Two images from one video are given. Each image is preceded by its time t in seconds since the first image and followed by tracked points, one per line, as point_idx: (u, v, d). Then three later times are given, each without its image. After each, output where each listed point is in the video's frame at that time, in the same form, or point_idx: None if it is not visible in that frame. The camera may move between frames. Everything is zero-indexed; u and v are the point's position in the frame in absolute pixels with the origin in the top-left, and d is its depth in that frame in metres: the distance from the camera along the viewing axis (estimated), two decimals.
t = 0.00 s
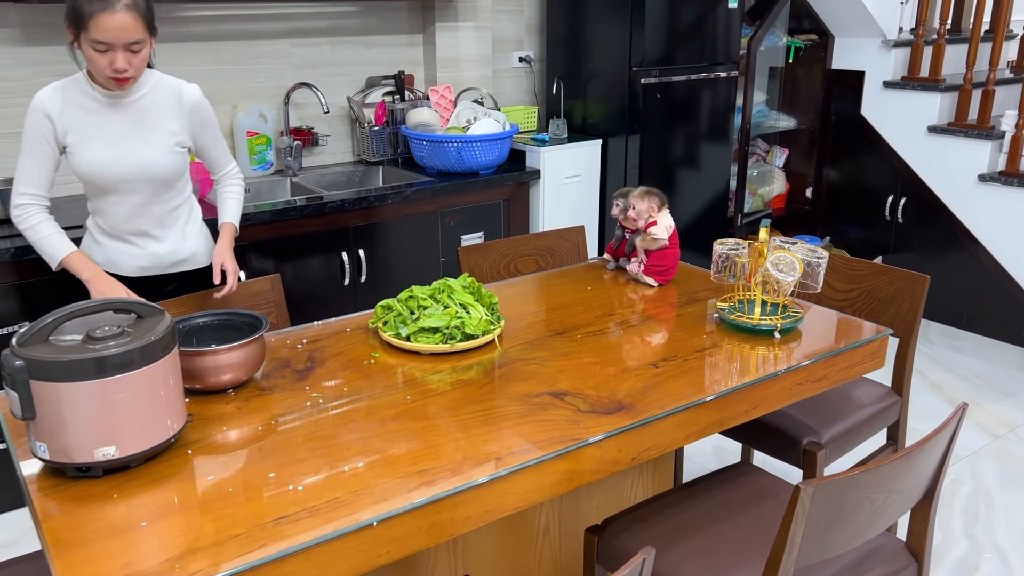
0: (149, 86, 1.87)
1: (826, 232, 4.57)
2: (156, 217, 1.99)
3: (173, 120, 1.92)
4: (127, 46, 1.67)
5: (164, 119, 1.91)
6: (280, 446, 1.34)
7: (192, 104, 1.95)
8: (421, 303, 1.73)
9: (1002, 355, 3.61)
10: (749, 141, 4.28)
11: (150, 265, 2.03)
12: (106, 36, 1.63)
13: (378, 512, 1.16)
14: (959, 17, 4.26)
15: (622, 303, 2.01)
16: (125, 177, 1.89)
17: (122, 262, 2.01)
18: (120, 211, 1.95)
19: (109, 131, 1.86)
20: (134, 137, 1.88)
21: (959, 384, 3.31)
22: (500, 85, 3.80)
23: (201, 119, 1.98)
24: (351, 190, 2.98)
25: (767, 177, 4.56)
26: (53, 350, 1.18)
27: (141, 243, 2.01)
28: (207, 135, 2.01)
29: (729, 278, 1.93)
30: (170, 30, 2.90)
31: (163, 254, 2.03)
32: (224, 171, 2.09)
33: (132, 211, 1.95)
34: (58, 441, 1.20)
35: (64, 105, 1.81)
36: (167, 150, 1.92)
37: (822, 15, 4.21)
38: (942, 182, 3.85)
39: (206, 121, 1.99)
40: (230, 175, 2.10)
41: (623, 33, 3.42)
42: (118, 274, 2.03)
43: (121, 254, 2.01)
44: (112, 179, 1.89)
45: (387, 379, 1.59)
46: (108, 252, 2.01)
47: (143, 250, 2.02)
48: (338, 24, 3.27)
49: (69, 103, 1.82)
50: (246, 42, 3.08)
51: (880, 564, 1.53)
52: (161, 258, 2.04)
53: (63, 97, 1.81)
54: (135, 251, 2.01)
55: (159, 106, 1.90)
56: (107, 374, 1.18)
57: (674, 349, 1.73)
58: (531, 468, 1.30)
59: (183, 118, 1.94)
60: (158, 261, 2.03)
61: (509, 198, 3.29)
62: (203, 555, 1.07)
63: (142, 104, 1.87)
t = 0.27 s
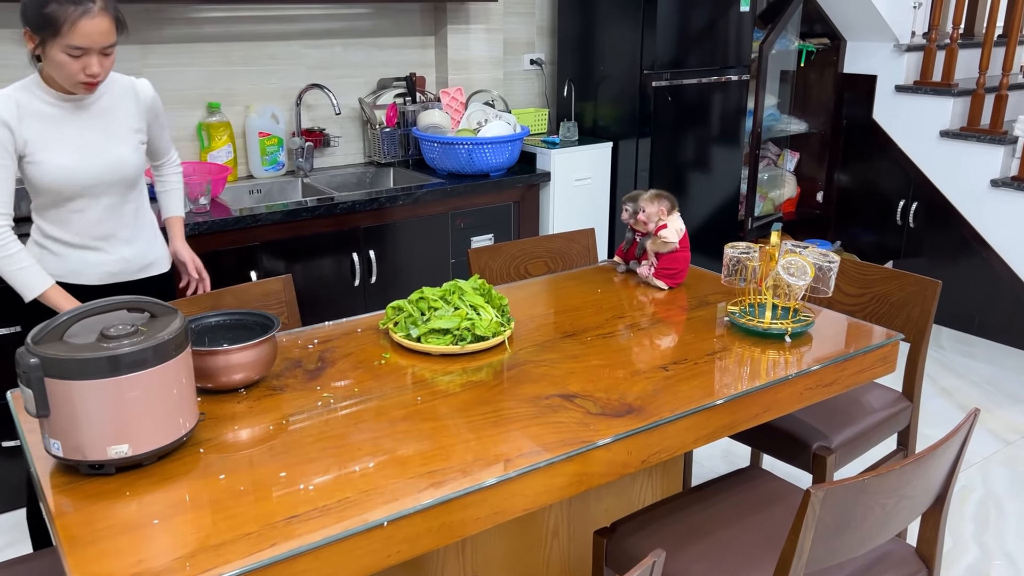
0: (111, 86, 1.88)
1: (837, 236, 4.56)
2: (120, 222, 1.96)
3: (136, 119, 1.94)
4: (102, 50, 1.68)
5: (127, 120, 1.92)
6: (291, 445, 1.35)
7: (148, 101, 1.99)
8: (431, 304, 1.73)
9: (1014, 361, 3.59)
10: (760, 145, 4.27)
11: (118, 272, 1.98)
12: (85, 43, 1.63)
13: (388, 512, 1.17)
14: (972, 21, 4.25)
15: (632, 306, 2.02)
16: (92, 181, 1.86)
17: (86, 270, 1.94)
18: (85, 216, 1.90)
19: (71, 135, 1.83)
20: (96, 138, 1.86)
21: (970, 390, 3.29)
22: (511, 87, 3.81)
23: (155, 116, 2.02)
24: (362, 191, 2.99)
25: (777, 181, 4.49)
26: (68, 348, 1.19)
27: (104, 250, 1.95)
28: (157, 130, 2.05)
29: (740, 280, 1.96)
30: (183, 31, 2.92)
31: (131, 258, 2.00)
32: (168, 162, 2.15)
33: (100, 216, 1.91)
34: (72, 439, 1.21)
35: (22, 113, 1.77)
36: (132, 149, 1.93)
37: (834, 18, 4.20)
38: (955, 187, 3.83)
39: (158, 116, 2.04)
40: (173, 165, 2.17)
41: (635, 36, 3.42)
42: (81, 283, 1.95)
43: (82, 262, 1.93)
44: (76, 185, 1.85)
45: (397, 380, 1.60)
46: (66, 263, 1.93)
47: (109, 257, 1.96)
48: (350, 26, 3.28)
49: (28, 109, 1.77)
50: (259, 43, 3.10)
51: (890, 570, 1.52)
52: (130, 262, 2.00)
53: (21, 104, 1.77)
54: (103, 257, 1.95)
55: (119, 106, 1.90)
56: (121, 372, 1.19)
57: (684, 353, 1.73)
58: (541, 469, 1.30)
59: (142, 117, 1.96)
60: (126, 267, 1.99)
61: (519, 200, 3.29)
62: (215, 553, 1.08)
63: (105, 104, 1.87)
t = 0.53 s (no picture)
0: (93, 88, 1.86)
1: (847, 240, 4.54)
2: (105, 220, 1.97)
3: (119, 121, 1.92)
4: (97, 49, 1.67)
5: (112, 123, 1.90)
6: (301, 445, 1.36)
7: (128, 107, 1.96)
8: (440, 306, 1.74)
9: None
10: (770, 148, 4.27)
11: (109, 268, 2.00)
12: (84, 41, 1.62)
13: (397, 512, 1.17)
14: (984, 25, 4.24)
15: (641, 308, 2.02)
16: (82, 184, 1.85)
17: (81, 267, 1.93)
18: (78, 216, 1.89)
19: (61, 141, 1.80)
20: (87, 141, 1.84)
21: (980, 396, 3.28)
22: (521, 89, 3.82)
23: (132, 121, 1.98)
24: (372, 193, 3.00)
25: (787, 185, 4.51)
26: (81, 347, 1.20)
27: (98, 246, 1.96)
28: (134, 143, 2.01)
29: (749, 285, 1.93)
30: (196, 32, 2.94)
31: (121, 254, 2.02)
32: (146, 186, 2.08)
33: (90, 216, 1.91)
34: (84, 437, 1.22)
35: (14, 116, 1.72)
36: (117, 152, 1.91)
37: (845, 22, 4.20)
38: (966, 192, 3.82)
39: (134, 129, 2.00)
40: (151, 191, 2.09)
41: (645, 38, 3.42)
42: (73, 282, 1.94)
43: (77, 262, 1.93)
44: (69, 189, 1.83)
45: (406, 380, 1.60)
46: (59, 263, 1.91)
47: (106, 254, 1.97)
48: (361, 28, 3.29)
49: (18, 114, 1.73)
50: (271, 45, 3.11)
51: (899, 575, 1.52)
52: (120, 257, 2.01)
53: (11, 108, 1.72)
54: (96, 254, 1.96)
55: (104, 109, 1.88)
56: (133, 371, 1.20)
57: (692, 356, 1.73)
58: (550, 471, 1.30)
59: (122, 121, 1.94)
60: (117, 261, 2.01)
61: (528, 203, 3.30)
62: (226, 552, 1.09)
63: (91, 108, 1.85)
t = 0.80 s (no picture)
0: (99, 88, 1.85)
1: (856, 244, 4.53)
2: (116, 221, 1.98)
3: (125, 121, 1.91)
4: (111, 45, 1.67)
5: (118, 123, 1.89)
6: (310, 445, 1.36)
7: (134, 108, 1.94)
8: (449, 307, 1.74)
9: None
10: (780, 151, 4.26)
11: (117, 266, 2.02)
12: (99, 37, 1.62)
13: (405, 513, 1.18)
14: (995, 29, 4.22)
15: (650, 311, 2.02)
16: (94, 184, 1.85)
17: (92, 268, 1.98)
18: (91, 217, 1.89)
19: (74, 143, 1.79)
20: (99, 140, 1.84)
21: (990, 401, 3.26)
22: (530, 91, 3.82)
23: (138, 121, 1.96)
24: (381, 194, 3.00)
25: (796, 188, 4.47)
26: (92, 345, 1.21)
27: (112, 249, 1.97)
28: (145, 144, 1.99)
29: (759, 288, 1.91)
30: (207, 33, 2.96)
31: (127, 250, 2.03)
32: (168, 188, 2.05)
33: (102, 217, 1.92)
34: (94, 436, 1.23)
35: (29, 117, 1.72)
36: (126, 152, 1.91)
37: (856, 25, 4.19)
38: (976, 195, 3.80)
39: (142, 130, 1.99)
40: (175, 192, 2.05)
41: (655, 40, 3.42)
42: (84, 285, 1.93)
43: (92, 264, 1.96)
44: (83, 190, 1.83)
45: (414, 381, 1.60)
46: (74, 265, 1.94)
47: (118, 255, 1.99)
48: (371, 29, 3.30)
49: (31, 116, 1.72)
50: (281, 46, 3.13)
51: None
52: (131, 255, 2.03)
53: (25, 109, 1.71)
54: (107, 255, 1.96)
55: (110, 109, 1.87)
56: (143, 370, 1.21)
57: (701, 359, 1.73)
58: (557, 473, 1.30)
59: (129, 119, 1.93)
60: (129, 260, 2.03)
61: (537, 204, 3.30)
62: (234, 551, 1.09)
63: (99, 107, 1.84)
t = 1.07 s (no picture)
0: (126, 80, 1.80)
1: (864, 246, 4.51)
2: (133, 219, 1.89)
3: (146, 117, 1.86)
4: (122, 21, 1.62)
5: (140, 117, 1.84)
6: (316, 445, 1.36)
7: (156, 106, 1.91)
8: (456, 308, 1.74)
9: None
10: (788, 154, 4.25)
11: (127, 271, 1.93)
12: (105, 10, 1.58)
13: (411, 514, 1.18)
14: (1005, 31, 4.20)
15: (657, 313, 2.01)
16: (110, 177, 1.77)
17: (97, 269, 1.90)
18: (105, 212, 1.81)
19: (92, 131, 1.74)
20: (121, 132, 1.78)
21: (999, 405, 3.24)
22: (538, 93, 3.82)
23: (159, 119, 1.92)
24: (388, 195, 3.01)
25: (804, 191, 4.51)
26: (100, 345, 1.21)
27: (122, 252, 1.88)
28: (163, 142, 1.95)
29: (766, 291, 1.90)
30: (216, 34, 2.97)
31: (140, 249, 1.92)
32: (184, 186, 2.04)
33: (116, 214, 1.83)
34: (101, 435, 1.23)
35: (51, 101, 1.67)
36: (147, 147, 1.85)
37: (865, 28, 4.17)
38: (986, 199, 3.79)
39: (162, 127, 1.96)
40: (189, 190, 2.04)
41: (664, 42, 3.42)
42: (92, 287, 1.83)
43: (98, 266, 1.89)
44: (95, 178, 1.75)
45: (420, 382, 1.60)
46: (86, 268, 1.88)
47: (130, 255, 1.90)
48: (380, 30, 3.31)
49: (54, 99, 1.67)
50: (290, 47, 3.13)
51: None
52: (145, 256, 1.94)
53: (49, 92, 1.67)
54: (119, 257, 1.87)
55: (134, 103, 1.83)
56: (150, 369, 1.21)
57: (708, 361, 1.72)
58: (563, 475, 1.30)
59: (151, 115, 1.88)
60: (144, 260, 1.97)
61: (544, 206, 3.30)
62: (240, 550, 1.09)
63: (123, 99, 1.80)
